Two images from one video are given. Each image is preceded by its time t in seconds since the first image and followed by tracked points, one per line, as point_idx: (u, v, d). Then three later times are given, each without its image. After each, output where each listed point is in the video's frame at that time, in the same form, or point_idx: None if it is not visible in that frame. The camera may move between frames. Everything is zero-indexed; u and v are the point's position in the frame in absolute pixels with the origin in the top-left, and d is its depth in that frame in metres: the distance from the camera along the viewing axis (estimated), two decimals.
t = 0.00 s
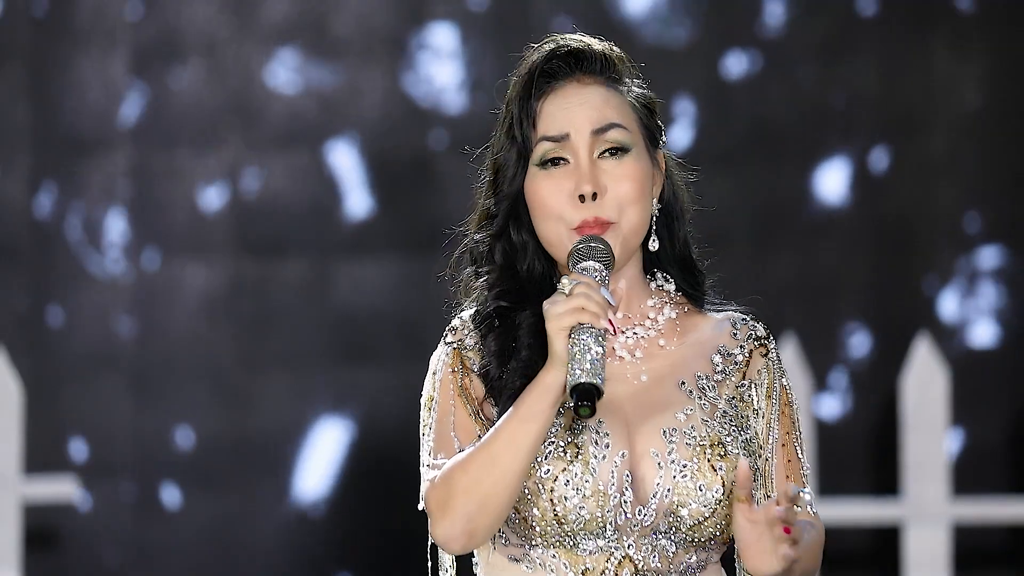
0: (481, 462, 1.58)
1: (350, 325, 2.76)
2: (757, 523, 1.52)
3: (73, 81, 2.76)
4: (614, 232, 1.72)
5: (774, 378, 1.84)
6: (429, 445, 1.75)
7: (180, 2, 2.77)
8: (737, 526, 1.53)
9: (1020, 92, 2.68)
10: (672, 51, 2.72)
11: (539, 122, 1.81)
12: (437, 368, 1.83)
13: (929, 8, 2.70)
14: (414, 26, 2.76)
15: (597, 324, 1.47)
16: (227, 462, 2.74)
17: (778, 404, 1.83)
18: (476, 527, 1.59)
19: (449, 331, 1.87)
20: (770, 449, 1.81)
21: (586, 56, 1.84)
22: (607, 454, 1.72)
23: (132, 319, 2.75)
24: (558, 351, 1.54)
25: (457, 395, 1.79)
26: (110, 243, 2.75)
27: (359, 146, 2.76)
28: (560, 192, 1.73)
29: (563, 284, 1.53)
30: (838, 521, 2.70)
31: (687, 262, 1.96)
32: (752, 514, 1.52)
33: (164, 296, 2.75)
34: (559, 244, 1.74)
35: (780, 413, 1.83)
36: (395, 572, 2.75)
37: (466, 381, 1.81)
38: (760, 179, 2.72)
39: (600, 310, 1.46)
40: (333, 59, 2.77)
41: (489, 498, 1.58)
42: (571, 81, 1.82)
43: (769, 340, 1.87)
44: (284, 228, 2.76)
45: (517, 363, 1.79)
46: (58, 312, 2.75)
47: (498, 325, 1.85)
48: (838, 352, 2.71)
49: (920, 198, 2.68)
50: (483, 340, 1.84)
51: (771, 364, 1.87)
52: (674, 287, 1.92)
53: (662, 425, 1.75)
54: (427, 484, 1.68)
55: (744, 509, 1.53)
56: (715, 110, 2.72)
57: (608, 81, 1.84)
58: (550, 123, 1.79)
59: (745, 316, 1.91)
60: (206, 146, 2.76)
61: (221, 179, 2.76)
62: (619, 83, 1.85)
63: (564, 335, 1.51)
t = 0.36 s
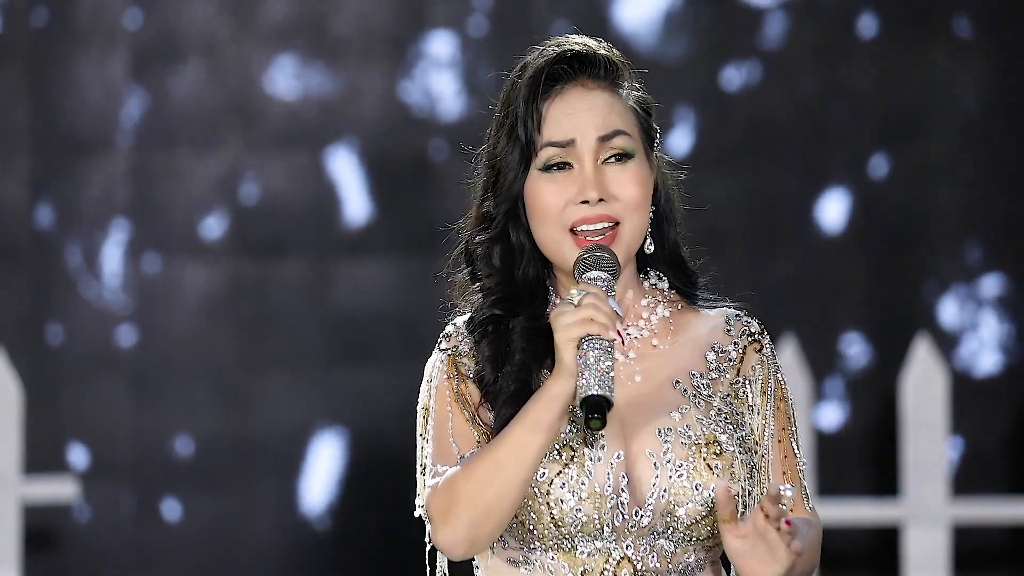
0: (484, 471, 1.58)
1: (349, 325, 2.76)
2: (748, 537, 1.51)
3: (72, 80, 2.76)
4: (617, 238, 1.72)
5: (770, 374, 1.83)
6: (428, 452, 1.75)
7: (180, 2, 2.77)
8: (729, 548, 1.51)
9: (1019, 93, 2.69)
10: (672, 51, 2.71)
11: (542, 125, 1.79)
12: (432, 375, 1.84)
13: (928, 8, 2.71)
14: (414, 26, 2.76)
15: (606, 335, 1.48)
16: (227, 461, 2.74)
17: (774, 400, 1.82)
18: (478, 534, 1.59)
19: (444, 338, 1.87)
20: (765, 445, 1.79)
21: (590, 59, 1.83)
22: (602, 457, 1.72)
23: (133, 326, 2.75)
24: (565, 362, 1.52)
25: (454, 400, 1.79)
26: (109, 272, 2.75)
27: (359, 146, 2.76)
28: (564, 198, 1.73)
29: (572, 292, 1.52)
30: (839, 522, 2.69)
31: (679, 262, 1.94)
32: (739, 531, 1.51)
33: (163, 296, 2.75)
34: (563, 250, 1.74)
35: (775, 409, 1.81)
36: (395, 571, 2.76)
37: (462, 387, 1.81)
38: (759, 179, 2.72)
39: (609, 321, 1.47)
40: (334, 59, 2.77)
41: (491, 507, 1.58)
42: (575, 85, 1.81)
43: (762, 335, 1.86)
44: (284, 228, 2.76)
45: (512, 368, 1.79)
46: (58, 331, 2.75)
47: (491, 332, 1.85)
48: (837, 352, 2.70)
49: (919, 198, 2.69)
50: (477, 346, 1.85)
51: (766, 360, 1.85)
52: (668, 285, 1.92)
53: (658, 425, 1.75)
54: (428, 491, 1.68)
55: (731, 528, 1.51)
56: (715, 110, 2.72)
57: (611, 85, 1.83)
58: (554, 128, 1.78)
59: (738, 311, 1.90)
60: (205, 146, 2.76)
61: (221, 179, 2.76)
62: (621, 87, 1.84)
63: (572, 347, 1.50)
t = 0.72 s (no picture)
0: (488, 475, 1.58)
1: (349, 325, 2.76)
2: (743, 556, 1.47)
3: (71, 80, 2.76)
4: (617, 241, 1.72)
5: (759, 367, 1.82)
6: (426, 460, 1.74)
7: (178, 3, 2.77)
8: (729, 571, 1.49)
9: (1015, 94, 2.71)
10: (671, 48, 2.71)
11: (538, 131, 1.76)
12: (424, 385, 1.83)
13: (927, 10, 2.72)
14: (414, 27, 2.76)
15: (616, 341, 1.48)
16: (227, 461, 2.74)
17: (764, 395, 1.80)
18: (480, 539, 1.59)
19: (434, 348, 1.86)
20: (758, 440, 1.78)
21: (581, 62, 1.80)
22: (595, 458, 1.73)
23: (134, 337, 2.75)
24: (574, 369, 1.52)
25: (448, 407, 1.78)
26: (105, 297, 2.74)
27: (358, 148, 2.77)
28: (565, 203, 1.72)
29: (580, 300, 1.53)
30: (837, 522, 2.69)
31: (662, 262, 1.94)
32: (734, 553, 1.48)
33: (163, 296, 2.75)
34: (564, 255, 1.73)
35: (766, 402, 1.80)
36: (395, 571, 2.77)
37: (455, 394, 1.80)
38: (757, 178, 2.72)
39: (619, 327, 1.47)
40: (334, 60, 2.77)
41: (494, 512, 1.57)
42: (568, 88, 1.78)
43: (751, 328, 1.85)
44: (284, 228, 2.76)
45: (504, 372, 1.78)
46: (57, 348, 2.74)
47: (479, 341, 1.83)
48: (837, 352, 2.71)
49: (918, 199, 2.71)
50: (466, 355, 1.83)
51: (756, 354, 1.83)
52: (655, 282, 1.90)
53: (647, 424, 1.75)
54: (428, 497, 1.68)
55: (728, 551, 1.48)
56: (714, 110, 2.72)
57: (601, 87, 1.81)
58: (551, 134, 1.75)
59: (726, 305, 1.88)
60: (205, 147, 2.76)
61: (221, 180, 2.76)
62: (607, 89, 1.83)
63: (582, 354, 1.50)
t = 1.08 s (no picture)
0: (485, 484, 1.58)
1: (348, 325, 2.76)
2: None
3: (69, 80, 2.75)
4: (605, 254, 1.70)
5: (750, 361, 1.80)
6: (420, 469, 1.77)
7: (178, 3, 2.76)
8: None
9: (1015, 95, 2.71)
10: (668, 40, 2.72)
11: (526, 144, 1.74)
12: (416, 398, 1.84)
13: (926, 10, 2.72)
14: (413, 27, 2.76)
15: (613, 348, 1.46)
16: (228, 460, 2.75)
17: (755, 389, 1.78)
18: (478, 547, 1.59)
19: (425, 360, 1.87)
20: (749, 435, 1.77)
21: (566, 74, 1.78)
22: (586, 462, 1.73)
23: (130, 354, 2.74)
24: (570, 377, 1.51)
25: (440, 417, 1.80)
26: (102, 326, 2.74)
27: (357, 148, 2.77)
28: (554, 216, 1.70)
29: (576, 309, 1.52)
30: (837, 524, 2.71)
31: (648, 258, 1.92)
32: None
33: (163, 296, 2.75)
34: (554, 267, 1.72)
35: (757, 397, 1.78)
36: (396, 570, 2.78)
37: (446, 404, 1.81)
38: (757, 178, 2.72)
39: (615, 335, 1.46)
40: (334, 60, 2.77)
41: (492, 520, 1.58)
42: (554, 100, 1.75)
43: (740, 323, 1.83)
44: (284, 228, 2.76)
45: (495, 379, 1.79)
46: (58, 364, 2.74)
47: (469, 351, 1.84)
48: (837, 352, 2.71)
49: (917, 199, 2.71)
50: (456, 366, 1.84)
51: (746, 349, 1.82)
52: (643, 281, 1.89)
53: (638, 426, 1.74)
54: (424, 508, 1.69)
55: None
56: (714, 110, 2.72)
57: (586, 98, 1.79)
58: (538, 147, 1.72)
59: (714, 301, 1.86)
60: (205, 147, 2.76)
61: (221, 180, 2.76)
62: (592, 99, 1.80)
63: (578, 361, 1.49)
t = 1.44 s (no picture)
0: (476, 490, 1.58)
1: (348, 325, 2.76)
2: None
3: (69, 80, 2.75)
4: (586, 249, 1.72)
5: (739, 360, 1.81)
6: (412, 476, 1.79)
7: (177, 3, 2.76)
8: None
9: (1015, 95, 2.72)
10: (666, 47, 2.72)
11: (499, 146, 1.78)
12: (407, 409, 1.86)
13: (926, 11, 2.72)
14: (413, 27, 2.76)
15: (597, 350, 1.46)
16: (227, 460, 2.75)
17: (745, 386, 1.79)
18: (470, 553, 1.59)
19: (416, 370, 1.90)
20: (740, 432, 1.77)
21: (535, 74, 1.82)
22: (576, 467, 1.73)
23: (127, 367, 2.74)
24: (556, 381, 1.51)
25: (432, 426, 1.82)
26: (99, 356, 2.74)
27: (357, 149, 2.77)
28: (532, 215, 1.73)
29: (559, 313, 1.52)
30: (837, 525, 2.71)
31: (636, 260, 1.94)
32: None
33: (159, 296, 2.75)
34: (537, 266, 1.74)
35: (748, 394, 1.79)
36: (396, 570, 2.78)
37: (437, 412, 1.83)
38: (756, 178, 2.72)
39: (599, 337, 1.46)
40: (334, 60, 2.77)
41: (483, 526, 1.58)
42: (525, 100, 1.80)
43: (729, 321, 1.84)
44: (284, 229, 2.77)
45: (483, 387, 1.81)
46: (57, 382, 2.74)
47: (458, 359, 1.86)
48: (837, 352, 2.71)
49: (916, 199, 2.71)
50: (446, 374, 1.86)
51: (735, 345, 1.83)
52: (633, 283, 1.90)
53: (627, 428, 1.75)
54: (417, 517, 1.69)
55: None
56: (714, 110, 2.71)
57: (557, 96, 1.83)
58: (511, 147, 1.76)
59: (703, 301, 1.87)
60: (205, 148, 2.76)
61: (221, 180, 2.76)
62: (565, 97, 1.84)
63: (563, 364, 1.49)
